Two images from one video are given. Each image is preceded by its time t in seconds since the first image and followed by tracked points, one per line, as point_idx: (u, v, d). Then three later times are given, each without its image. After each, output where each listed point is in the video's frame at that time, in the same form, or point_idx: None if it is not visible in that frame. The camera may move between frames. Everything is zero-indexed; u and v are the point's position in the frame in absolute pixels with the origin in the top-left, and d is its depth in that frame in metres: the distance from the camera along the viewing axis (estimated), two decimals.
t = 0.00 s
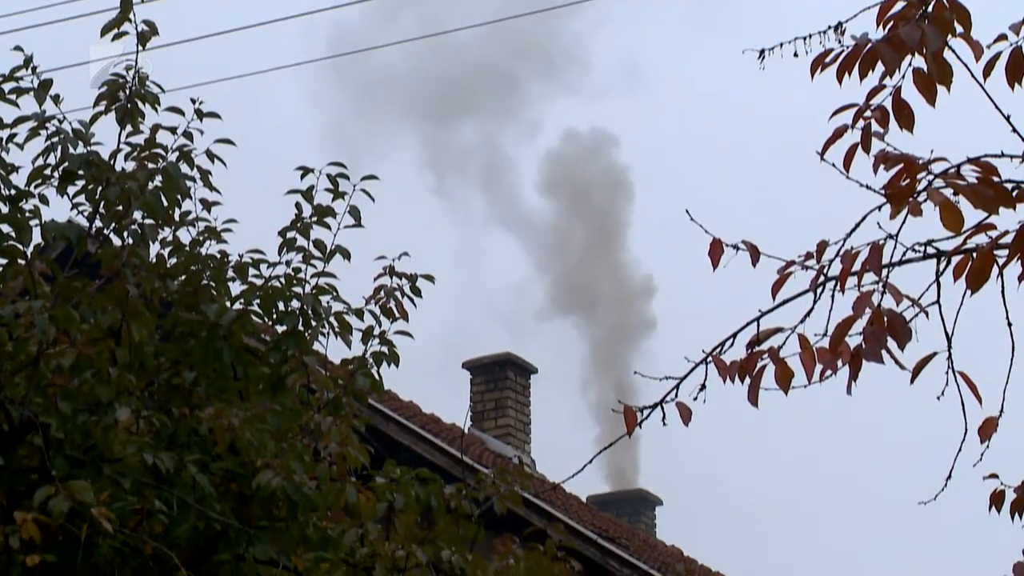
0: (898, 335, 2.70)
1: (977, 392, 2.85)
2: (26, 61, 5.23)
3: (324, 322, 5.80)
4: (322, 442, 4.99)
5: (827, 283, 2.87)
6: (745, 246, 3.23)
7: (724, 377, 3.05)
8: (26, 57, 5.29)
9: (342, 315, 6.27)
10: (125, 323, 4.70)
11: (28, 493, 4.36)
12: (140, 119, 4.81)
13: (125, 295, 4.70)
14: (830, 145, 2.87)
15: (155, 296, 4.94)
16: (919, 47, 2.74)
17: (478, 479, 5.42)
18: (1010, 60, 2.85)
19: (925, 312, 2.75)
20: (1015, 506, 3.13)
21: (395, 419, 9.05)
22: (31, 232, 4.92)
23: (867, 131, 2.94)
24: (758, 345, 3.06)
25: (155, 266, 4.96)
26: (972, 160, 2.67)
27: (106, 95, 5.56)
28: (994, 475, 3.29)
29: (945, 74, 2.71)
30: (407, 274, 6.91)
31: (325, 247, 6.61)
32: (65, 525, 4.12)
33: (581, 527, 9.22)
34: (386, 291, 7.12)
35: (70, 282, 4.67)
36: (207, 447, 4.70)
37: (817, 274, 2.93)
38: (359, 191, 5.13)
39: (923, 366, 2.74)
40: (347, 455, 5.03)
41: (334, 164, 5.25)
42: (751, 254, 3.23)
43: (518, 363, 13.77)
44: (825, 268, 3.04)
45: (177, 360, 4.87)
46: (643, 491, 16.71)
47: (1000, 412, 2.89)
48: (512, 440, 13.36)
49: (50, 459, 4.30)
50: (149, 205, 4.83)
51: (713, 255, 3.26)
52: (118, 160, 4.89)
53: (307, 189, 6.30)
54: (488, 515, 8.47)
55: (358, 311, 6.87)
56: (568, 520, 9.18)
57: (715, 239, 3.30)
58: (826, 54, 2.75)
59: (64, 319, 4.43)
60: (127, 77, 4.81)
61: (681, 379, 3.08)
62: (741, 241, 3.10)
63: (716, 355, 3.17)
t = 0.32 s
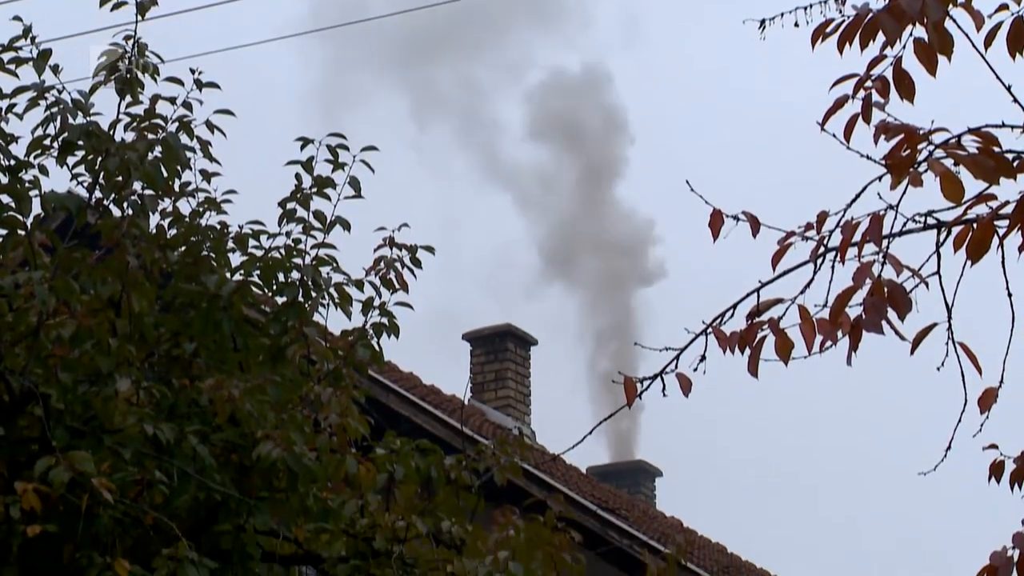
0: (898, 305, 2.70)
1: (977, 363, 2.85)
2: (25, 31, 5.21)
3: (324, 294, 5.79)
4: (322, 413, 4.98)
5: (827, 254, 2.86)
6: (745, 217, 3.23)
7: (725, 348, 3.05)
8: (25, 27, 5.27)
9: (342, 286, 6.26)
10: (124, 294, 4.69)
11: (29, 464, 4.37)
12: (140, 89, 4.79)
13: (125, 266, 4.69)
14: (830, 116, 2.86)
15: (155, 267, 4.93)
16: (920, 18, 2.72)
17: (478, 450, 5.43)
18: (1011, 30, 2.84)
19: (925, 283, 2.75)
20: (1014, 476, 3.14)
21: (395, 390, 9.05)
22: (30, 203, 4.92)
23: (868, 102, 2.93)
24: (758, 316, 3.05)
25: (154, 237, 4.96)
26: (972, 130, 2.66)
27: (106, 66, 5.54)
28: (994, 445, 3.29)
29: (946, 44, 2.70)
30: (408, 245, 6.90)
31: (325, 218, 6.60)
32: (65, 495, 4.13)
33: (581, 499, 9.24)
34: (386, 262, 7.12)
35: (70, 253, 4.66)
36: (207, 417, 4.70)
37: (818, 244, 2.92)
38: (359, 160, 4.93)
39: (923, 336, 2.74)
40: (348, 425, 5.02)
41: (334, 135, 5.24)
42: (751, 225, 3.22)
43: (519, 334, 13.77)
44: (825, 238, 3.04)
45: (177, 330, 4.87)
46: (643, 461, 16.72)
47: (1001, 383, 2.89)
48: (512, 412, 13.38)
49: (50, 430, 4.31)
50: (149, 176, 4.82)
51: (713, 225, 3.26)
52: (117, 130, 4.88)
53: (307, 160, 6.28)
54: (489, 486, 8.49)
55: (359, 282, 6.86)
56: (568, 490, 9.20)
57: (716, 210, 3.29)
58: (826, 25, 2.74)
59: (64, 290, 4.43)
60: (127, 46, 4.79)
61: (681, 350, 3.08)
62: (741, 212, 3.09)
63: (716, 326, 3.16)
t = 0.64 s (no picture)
0: (898, 281, 2.69)
1: (978, 338, 2.85)
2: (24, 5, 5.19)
3: (325, 269, 5.79)
4: (323, 388, 4.94)
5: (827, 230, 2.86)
6: (745, 192, 3.22)
7: (724, 323, 3.05)
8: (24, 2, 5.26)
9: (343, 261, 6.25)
10: (124, 270, 4.69)
11: (29, 439, 4.37)
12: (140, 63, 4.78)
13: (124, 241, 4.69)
14: (831, 91, 2.85)
15: (155, 242, 4.92)
16: None
17: (478, 425, 5.43)
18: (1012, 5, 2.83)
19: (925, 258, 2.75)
20: (1014, 451, 3.14)
21: (395, 365, 9.06)
22: (29, 178, 4.91)
23: (869, 77, 2.93)
24: (758, 292, 3.05)
25: (154, 212, 4.95)
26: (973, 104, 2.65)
27: (105, 40, 5.53)
28: (994, 420, 3.29)
29: (946, 18, 2.69)
30: (408, 220, 6.89)
31: (325, 193, 6.59)
32: (65, 470, 4.14)
33: (582, 474, 9.25)
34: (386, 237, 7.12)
35: (71, 228, 4.65)
36: (207, 392, 4.71)
37: (818, 220, 2.92)
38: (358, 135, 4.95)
39: (923, 311, 2.74)
40: (348, 400, 5.02)
41: (334, 111, 5.23)
42: (752, 200, 3.22)
43: (518, 310, 13.77)
44: (826, 213, 3.03)
45: (177, 305, 4.87)
46: (643, 436, 16.74)
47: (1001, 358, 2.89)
48: (512, 387, 13.39)
49: (50, 405, 4.31)
50: (148, 151, 4.81)
51: (714, 200, 3.25)
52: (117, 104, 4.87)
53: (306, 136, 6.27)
54: (489, 462, 8.50)
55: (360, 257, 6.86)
56: (567, 466, 9.22)
57: (716, 185, 3.29)
58: None
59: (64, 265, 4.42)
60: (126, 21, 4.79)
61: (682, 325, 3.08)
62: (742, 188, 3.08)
63: (716, 301, 3.16)
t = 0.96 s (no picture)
0: (898, 264, 2.68)
1: (978, 321, 2.85)
2: None
3: (325, 252, 5.79)
4: (323, 372, 4.95)
5: (827, 213, 2.86)
6: (745, 174, 3.22)
7: (725, 306, 3.04)
8: None
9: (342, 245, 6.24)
10: (123, 253, 4.69)
11: (29, 422, 4.37)
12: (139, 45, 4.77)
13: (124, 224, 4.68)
14: (831, 73, 2.85)
15: (155, 225, 4.91)
16: None
17: (478, 408, 5.43)
18: None
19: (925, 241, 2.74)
20: (1014, 434, 3.14)
21: (395, 348, 9.07)
22: (29, 160, 4.90)
23: (869, 59, 2.92)
24: (758, 275, 3.05)
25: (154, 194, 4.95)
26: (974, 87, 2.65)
27: (105, 23, 5.52)
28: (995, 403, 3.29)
29: None
30: (408, 203, 6.88)
31: (325, 176, 6.58)
32: (64, 453, 4.14)
33: (582, 457, 9.26)
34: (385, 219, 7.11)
35: (70, 211, 4.65)
36: (207, 375, 4.70)
37: (818, 202, 2.91)
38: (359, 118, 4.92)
39: (923, 294, 2.74)
40: (347, 383, 5.02)
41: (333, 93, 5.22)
42: (752, 183, 3.21)
43: (519, 293, 13.76)
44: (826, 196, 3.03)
45: (177, 289, 4.87)
46: (643, 420, 16.75)
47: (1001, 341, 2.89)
48: (512, 370, 13.39)
49: (51, 387, 4.31)
50: (148, 134, 4.80)
51: (714, 183, 3.24)
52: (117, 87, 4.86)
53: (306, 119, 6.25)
54: (489, 445, 8.51)
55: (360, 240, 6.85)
56: (567, 449, 9.23)
57: (716, 167, 3.28)
58: None
59: (64, 248, 4.41)
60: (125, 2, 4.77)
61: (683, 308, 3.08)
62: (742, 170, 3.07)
63: (716, 283, 3.16)
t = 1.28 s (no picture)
0: (898, 253, 2.68)
1: (978, 310, 2.85)
2: None
3: (325, 242, 5.78)
4: (323, 362, 4.88)
5: (826, 203, 2.85)
6: (745, 164, 3.21)
7: (725, 296, 3.04)
8: None
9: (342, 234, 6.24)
10: (123, 242, 4.68)
11: (29, 412, 4.37)
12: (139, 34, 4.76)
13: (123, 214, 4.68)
14: (832, 63, 2.84)
15: (155, 215, 4.91)
16: None
17: (479, 398, 5.43)
18: None
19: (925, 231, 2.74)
20: (1013, 424, 3.14)
21: (395, 338, 9.07)
22: (29, 150, 4.90)
23: (870, 48, 2.91)
24: (758, 265, 3.04)
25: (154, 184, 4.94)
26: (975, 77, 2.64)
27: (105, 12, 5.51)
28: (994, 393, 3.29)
29: None
30: (408, 193, 6.88)
31: (325, 166, 6.58)
32: (64, 443, 4.14)
33: (582, 447, 9.27)
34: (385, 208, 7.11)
35: (70, 201, 4.65)
36: (207, 365, 4.71)
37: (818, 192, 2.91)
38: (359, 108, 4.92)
39: (923, 284, 2.73)
40: (347, 373, 5.02)
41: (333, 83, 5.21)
42: (752, 172, 3.20)
43: (519, 283, 13.76)
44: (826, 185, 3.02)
45: (178, 279, 4.87)
46: (644, 410, 16.76)
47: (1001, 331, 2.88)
48: (512, 361, 13.39)
49: (51, 377, 4.31)
50: (148, 124, 4.79)
51: (714, 172, 3.24)
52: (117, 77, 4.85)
53: (306, 109, 6.24)
54: (489, 435, 8.51)
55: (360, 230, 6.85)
56: (567, 439, 9.23)
57: (716, 157, 3.27)
58: None
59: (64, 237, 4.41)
60: None
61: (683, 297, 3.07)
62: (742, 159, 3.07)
63: (716, 274, 3.15)
